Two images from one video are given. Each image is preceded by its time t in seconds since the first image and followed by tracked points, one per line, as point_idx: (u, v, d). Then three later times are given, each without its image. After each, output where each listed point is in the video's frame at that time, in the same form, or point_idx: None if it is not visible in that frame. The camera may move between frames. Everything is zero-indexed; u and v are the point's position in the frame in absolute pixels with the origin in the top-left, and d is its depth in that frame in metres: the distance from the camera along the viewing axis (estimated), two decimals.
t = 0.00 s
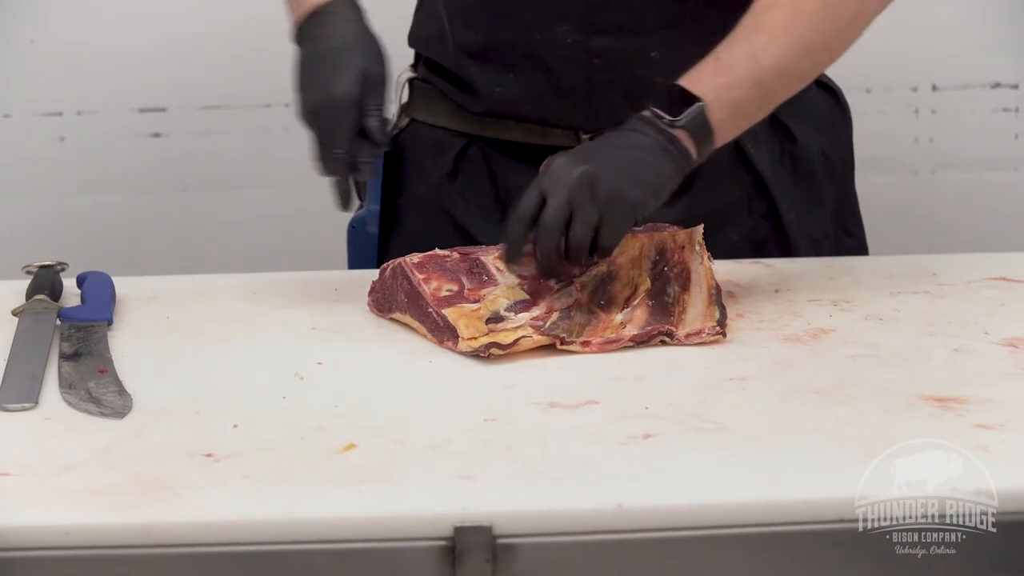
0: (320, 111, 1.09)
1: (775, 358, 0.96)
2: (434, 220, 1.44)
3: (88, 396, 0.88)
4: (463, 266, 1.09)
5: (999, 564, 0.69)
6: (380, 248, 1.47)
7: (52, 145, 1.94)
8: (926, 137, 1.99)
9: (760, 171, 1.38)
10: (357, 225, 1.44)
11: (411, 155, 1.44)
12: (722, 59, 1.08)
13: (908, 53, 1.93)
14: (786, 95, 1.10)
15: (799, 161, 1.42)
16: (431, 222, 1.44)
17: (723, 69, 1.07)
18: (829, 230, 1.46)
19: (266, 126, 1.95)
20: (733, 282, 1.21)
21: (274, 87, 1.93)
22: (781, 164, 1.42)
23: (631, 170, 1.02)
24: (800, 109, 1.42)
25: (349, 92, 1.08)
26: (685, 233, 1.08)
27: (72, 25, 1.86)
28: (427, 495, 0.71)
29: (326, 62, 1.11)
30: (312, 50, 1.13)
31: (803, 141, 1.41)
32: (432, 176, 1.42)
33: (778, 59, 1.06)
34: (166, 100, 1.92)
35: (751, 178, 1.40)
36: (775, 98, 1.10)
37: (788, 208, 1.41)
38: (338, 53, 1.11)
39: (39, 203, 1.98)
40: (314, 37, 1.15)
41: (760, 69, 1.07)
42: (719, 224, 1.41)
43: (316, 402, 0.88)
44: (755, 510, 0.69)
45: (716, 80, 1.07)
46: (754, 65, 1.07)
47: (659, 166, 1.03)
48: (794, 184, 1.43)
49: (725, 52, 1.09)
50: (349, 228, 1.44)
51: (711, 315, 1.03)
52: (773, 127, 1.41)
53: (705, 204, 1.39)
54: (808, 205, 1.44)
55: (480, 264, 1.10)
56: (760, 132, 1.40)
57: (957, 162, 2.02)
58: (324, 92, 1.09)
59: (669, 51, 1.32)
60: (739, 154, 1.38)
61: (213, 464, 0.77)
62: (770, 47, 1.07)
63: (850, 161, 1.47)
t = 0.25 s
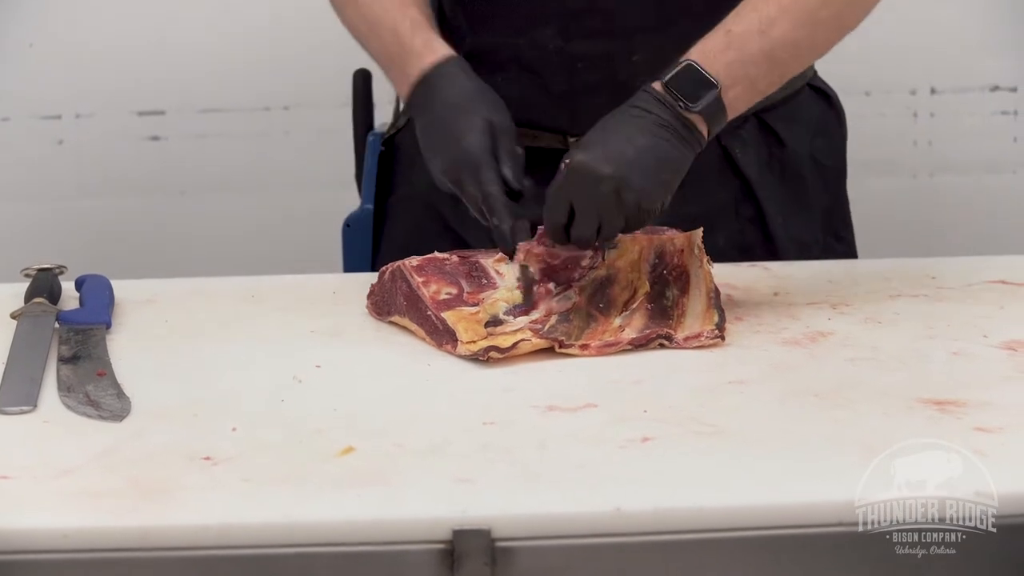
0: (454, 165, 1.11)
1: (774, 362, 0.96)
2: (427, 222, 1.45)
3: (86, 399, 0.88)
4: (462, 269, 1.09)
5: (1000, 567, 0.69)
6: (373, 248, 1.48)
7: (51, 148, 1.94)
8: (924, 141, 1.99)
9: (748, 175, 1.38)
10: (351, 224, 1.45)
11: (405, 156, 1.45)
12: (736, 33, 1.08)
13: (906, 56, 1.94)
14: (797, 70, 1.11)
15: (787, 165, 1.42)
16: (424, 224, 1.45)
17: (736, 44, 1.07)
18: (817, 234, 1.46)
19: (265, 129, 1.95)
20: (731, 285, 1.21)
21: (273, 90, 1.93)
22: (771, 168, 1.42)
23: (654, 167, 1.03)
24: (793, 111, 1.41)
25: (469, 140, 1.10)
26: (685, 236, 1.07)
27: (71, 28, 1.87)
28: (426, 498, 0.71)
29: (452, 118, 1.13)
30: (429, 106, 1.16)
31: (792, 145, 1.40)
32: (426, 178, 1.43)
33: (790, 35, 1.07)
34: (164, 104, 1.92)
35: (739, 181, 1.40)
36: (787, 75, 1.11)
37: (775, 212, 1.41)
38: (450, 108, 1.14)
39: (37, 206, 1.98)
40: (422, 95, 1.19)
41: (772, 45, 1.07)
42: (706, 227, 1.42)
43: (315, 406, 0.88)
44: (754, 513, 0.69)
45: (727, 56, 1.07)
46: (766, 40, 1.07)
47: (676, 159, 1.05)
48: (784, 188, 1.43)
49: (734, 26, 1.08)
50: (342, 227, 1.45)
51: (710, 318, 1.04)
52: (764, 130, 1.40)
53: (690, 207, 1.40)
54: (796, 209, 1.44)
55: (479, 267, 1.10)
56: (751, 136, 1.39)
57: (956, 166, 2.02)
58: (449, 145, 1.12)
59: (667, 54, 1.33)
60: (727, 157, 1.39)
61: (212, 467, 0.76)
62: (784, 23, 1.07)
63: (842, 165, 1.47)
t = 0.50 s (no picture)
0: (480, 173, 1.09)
1: (775, 363, 0.96)
2: (428, 223, 1.45)
3: (86, 400, 0.87)
4: (463, 270, 1.10)
5: (1000, 568, 0.69)
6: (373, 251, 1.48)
7: (51, 148, 1.94)
8: (925, 141, 1.99)
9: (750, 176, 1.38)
10: (352, 227, 1.44)
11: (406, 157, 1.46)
12: (737, 24, 1.06)
13: (907, 58, 1.94)
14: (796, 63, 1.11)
15: (789, 165, 1.42)
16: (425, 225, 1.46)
17: (738, 36, 1.05)
18: (821, 234, 1.46)
19: (265, 130, 1.95)
20: (732, 287, 1.21)
21: (273, 91, 1.93)
22: (772, 167, 1.42)
23: (643, 167, 1.03)
24: (793, 111, 1.40)
25: (494, 146, 1.08)
26: (688, 238, 1.07)
27: (71, 28, 1.87)
28: (427, 499, 0.71)
29: (472, 126, 1.11)
30: (449, 118, 1.14)
31: (794, 145, 1.40)
32: (426, 180, 1.44)
33: (794, 31, 1.06)
34: (165, 104, 1.92)
35: (741, 181, 1.40)
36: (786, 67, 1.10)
37: (778, 212, 1.41)
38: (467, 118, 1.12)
39: (37, 206, 1.98)
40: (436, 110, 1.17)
41: (776, 40, 1.06)
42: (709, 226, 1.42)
43: (315, 407, 0.88)
44: (753, 514, 0.69)
45: (731, 52, 1.05)
46: (770, 33, 1.06)
47: (670, 160, 1.04)
48: (785, 187, 1.43)
49: (736, 19, 1.07)
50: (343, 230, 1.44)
51: (711, 321, 1.04)
52: (765, 130, 1.40)
53: (692, 207, 1.41)
54: (798, 209, 1.44)
55: (479, 267, 1.10)
56: (752, 136, 1.39)
57: (956, 167, 2.02)
58: (474, 154, 1.09)
59: (667, 55, 1.32)
60: (729, 157, 1.39)
61: (212, 468, 0.76)
62: (788, 18, 1.05)
63: (844, 164, 1.47)
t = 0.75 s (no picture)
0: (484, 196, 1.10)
1: (776, 363, 0.96)
2: (427, 223, 1.46)
3: (88, 400, 0.87)
4: (465, 270, 1.09)
5: (999, 568, 0.69)
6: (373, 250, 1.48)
7: (51, 148, 1.94)
8: (925, 142, 1.99)
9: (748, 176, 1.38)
10: (352, 226, 1.44)
11: (406, 157, 1.46)
12: (701, 20, 1.01)
13: (907, 58, 1.94)
14: (773, 56, 1.02)
15: (788, 165, 1.42)
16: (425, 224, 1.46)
17: (698, 31, 1.01)
18: (819, 235, 1.46)
19: (265, 130, 1.95)
20: (732, 287, 1.21)
21: (273, 91, 1.93)
22: (770, 167, 1.42)
23: (592, 169, 1.02)
24: (792, 111, 1.40)
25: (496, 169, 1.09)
26: (689, 239, 1.07)
27: (71, 28, 1.87)
28: (428, 499, 0.71)
29: (475, 150, 1.10)
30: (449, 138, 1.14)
31: (792, 146, 1.40)
32: (426, 179, 1.44)
33: (755, 18, 0.98)
34: (165, 104, 1.92)
35: (739, 181, 1.41)
36: (760, 62, 1.02)
37: (775, 212, 1.41)
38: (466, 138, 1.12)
39: (36, 206, 1.97)
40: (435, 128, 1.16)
41: (739, 31, 0.99)
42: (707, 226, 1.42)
43: (315, 406, 0.88)
44: (754, 515, 0.69)
45: (687, 44, 1.01)
46: (729, 24, 0.99)
47: (629, 164, 1.01)
48: (783, 188, 1.43)
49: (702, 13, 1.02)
50: (343, 229, 1.44)
51: (713, 321, 1.04)
52: (764, 130, 1.40)
53: (690, 207, 1.41)
54: (796, 209, 1.44)
55: (482, 267, 1.09)
56: (750, 136, 1.39)
57: (957, 168, 2.02)
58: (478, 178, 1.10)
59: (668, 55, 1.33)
60: (728, 157, 1.39)
61: (213, 468, 0.76)
62: (745, 5, 0.98)
63: (843, 165, 1.46)
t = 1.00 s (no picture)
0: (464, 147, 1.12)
1: (776, 365, 0.96)
2: (429, 224, 1.45)
3: (88, 401, 0.88)
4: (465, 271, 1.09)
5: (999, 569, 0.69)
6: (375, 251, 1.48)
7: (51, 150, 1.94)
8: (925, 144, 1.99)
9: (749, 180, 1.38)
10: (354, 227, 1.44)
11: (406, 158, 1.46)
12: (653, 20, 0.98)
13: (907, 61, 1.94)
14: (725, 59, 0.97)
15: (789, 169, 1.42)
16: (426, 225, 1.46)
17: (647, 31, 0.98)
18: (819, 238, 1.47)
19: (265, 131, 1.95)
20: (732, 288, 1.21)
21: (274, 93, 1.93)
22: (771, 170, 1.42)
23: (535, 169, 1.03)
24: (795, 114, 1.39)
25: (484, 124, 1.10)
26: (689, 240, 1.08)
27: (71, 29, 1.87)
28: (429, 500, 0.71)
29: (462, 104, 1.12)
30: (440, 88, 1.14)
31: (794, 150, 1.40)
32: (426, 180, 1.44)
33: (699, 18, 0.94)
34: (165, 106, 1.93)
35: (740, 184, 1.41)
36: (710, 63, 0.98)
37: (777, 215, 1.42)
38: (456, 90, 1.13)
39: (37, 207, 1.98)
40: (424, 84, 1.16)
41: (682, 31, 0.95)
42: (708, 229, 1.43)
43: (314, 408, 0.88)
44: (754, 516, 0.69)
45: (633, 41, 0.99)
46: (676, 24, 0.96)
47: (571, 163, 1.02)
48: (784, 191, 1.43)
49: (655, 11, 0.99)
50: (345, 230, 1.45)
51: (714, 323, 1.04)
52: (765, 132, 1.40)
53: (692, 210, 1.41)
54: (797, 213, 1.44)
55: (481, 268, 1.10)
56: (752, 139, 1.38)
57: (957, 170, 2.02)
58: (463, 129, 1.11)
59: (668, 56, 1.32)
60: (728, 161, 1.39)
61: (214, 469, 0.76)
62: (689, 6, 0.95)
63: (845, 168, 1.46)
